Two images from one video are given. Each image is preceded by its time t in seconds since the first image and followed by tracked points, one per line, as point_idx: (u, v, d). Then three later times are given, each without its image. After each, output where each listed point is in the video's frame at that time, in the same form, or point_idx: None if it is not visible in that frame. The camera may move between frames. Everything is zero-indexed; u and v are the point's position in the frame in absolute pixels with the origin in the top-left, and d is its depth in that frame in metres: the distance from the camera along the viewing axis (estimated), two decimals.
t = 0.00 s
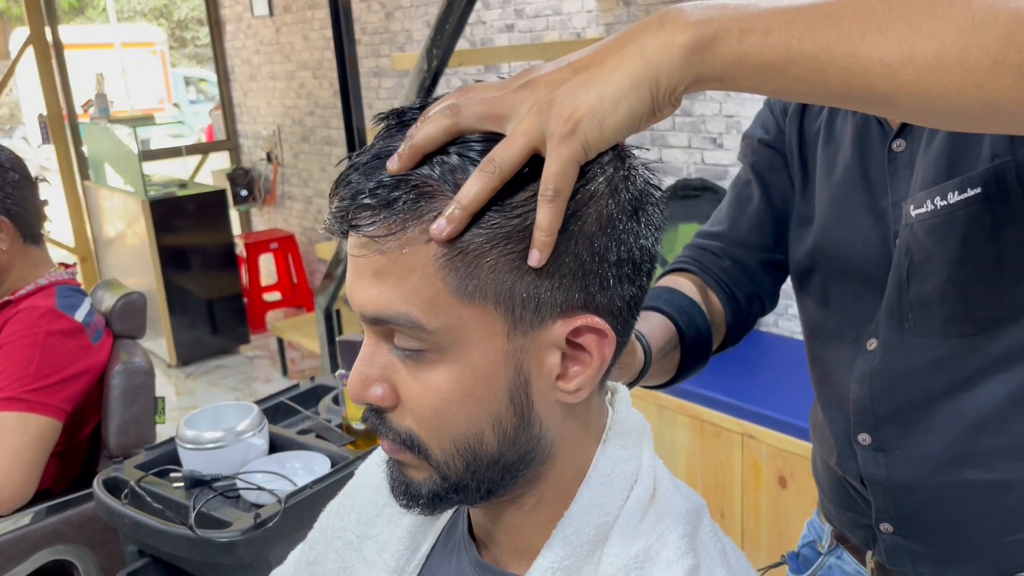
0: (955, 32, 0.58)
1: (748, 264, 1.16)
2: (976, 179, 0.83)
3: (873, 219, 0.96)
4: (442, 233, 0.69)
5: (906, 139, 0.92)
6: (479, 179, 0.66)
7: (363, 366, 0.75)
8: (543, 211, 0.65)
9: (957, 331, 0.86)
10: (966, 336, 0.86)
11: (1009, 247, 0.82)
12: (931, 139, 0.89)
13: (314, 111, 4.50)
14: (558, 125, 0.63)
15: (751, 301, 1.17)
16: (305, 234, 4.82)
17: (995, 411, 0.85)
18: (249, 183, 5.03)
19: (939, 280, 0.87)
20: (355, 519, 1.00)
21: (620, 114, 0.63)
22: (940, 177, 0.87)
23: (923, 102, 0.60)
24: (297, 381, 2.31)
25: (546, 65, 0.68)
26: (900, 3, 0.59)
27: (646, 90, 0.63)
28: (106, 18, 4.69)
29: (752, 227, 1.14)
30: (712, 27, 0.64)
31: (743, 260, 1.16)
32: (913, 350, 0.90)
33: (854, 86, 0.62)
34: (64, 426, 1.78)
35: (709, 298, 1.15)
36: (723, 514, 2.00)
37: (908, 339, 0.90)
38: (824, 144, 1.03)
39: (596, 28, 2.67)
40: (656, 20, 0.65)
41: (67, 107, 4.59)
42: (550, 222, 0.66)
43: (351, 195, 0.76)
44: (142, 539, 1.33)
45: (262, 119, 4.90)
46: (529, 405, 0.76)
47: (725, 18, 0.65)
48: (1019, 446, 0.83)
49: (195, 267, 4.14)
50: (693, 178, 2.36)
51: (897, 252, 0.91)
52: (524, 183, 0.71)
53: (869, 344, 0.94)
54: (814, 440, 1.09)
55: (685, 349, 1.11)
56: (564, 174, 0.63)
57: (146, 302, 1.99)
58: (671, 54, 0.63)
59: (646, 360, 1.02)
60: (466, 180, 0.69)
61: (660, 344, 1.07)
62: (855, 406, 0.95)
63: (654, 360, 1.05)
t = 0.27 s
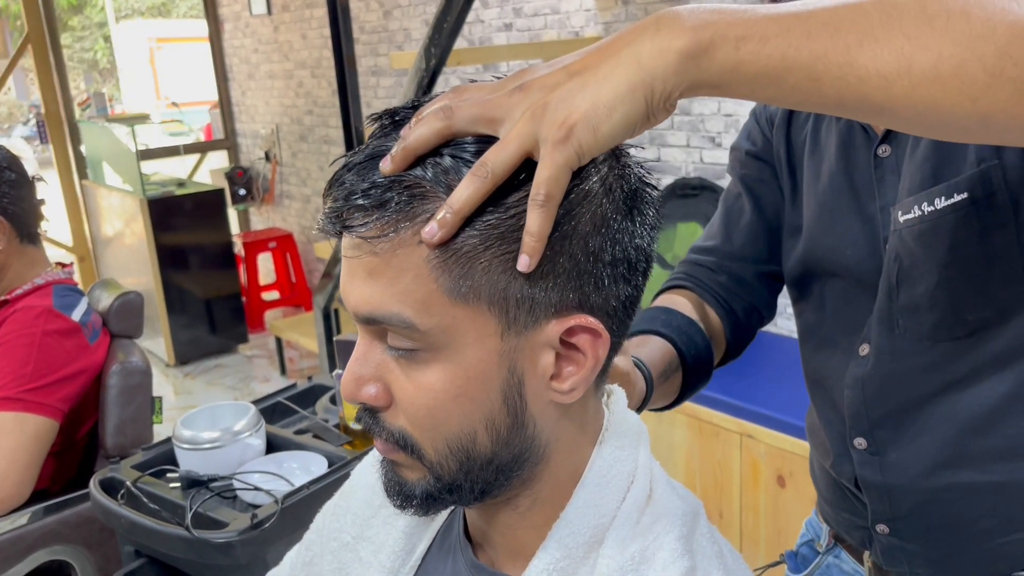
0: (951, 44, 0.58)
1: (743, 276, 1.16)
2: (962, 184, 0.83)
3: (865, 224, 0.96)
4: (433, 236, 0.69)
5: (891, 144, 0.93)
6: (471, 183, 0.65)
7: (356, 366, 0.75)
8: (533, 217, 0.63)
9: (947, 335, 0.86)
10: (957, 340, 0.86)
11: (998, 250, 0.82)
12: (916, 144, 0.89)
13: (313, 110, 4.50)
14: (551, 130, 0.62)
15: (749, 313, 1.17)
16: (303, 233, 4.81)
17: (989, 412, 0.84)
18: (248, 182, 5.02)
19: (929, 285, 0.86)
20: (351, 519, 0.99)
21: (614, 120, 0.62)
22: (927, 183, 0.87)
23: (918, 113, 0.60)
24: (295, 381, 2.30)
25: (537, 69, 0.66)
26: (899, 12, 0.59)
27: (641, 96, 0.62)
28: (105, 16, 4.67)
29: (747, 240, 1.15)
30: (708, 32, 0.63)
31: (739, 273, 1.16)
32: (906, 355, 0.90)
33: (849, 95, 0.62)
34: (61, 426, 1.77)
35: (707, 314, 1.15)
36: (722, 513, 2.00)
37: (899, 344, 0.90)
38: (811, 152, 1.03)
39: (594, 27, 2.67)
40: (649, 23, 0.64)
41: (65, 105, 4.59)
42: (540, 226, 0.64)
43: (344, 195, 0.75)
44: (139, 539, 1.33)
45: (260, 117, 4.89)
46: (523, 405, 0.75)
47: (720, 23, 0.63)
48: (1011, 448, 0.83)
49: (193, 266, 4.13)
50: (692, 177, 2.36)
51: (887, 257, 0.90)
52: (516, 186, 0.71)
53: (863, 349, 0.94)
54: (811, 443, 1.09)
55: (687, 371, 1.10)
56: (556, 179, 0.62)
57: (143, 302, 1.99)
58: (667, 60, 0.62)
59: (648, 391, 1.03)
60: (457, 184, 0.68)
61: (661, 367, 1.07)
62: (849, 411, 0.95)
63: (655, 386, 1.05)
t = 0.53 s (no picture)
0: (944, 54, 0.58)
1: (739, 283, 1.16)
2: (953, 188, 0.84)
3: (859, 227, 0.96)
4: (426, 241, 0.68)
5: (879, 149, 0.94)
6: (464, 187, 0.65)
7: (353, 367, 0.75)
8: (523, 219, 0.64)
9: (942, 337, 0.87)
10: (952, 343, 0.86)
11: (990, 254, 0.83)
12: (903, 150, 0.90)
13: (311, 109, 4.50)
14: (545, 134, 0.62)
15: (746, 318, 1.17)
16: (302, 232, 4.81)
17: (984, 414, 0.85)
18: (247, 181, 5.01)
19: (922, 289, 0.87)
20: (349, 517, 0.99)
21: (608, 123, 0.62)
22: (917, 188, 0.88)
23: (909, 123, 0.61)
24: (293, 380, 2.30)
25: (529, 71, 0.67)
26: (894, 20, 0.59)
27: (634, 99, 0.62)
28: (104, 16, 4.68)
29: (744, 246, 1.16)
30: (702, 38, 0.63)
31: (736, 279, 1.16)
32: (902, 358, 0.90)
33: (842, 102, 0.62)
34: (59, 425, 1.77)
35: (705, 321, 1.15)
36: (721, 512, 2.00)
37: (894, 348, 0.91)
38: (801, 158, 1.04)
39: (592, 25, 2.67)
40: (640, 24, 0.64)
41: (62, 104, 4.58)
42: (530, 229, 0.64)
43: (337, 199, 0.74)
44: (137, 539, 1.33)
45: (259, 116, 4.89)
46: (521, 404, 0.75)
47: (715, 28, 0.63)
48: (1009, 449, 0.84)
49: (192, 265, 4.13)
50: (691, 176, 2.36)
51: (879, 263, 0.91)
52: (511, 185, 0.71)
53: (858, 354, 0.95)
54: (810, 446, 1.09)
55: (688, 382, 1.10)
56: (549, 182, 0.62)
57: (141, 301, 1.98)
58: (661, 64, 0.62)
59: (652, 405, 1.02)
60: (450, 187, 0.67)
61: (662, 379, 1.07)
62: (847, 415, 0.96)
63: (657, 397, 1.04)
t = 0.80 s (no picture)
0: (940, 68, 0.57)
1: (734, 284, 1.17)
2: (940, 191, 0.84)
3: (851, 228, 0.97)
4: (423, 245, 0.68)
5: (868, 150, 0.94)
6: (456, 187, 0.63)
7: (348, 367, 0.75)
8: (511, 216, 0.62)
9: (931, 339, 0.87)
10: (941, 344, 0.86)
11: (976, 254, 0.83)
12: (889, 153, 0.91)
13: (310, 108, 4.49)
14: (541, 133, 0.61)
15: (740, 317, 1.18)
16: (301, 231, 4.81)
17: (975, 413, 0.86)
18: (246, 180, 4.98)
19: (911, 292, 0.87)
20: (346, 515, 0.99)
21: (603, 125, 0.61)
22: (905, 191, 0.88)
23: (900, 134, 0.61)
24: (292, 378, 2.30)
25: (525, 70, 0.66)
26: (894, 29, 0.59)
27: (630, 101, 0.62)
28: (102, 14, 4.66)
29: (738, 248, 1.16)
30: (698, 42, 0.62)
31: (730, 280, 1.17)
32: (892, 359, 0.90)
33: (834, 109, 0.61)
34: (57, 423, 1.77)
35: (700, 322, 1.15)
36: (720, 511, 1.99)
37: (883, 349, 0.91)
38: (792, 159, 1.04)
39: (591, 23, 2.67)
40: (640, 24, 0.63)
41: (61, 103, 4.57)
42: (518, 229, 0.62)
43: (332, 200, 0.74)
44: (135, 537, 1.33)
45: (258, 115, 4.90)
46: (518, 403, 0.75)
47: (713, 30, 0.63)
48: (1000, 447, 0.84)
49: (190, 264, 4.12)
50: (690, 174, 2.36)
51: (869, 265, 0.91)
52: (505, 184, 0.70)
53: (849, 355, 0.95)
54: (801, 446, 1.11)
55: (685, 385, 1.10)
56: (541, 181, 0.61)
57: (139, 300, 1.97)
58: (656, 67, 0.62)
59: (652, 408, 1.01)
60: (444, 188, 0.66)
61: (660, 381, 1.06)
62: (838, 416, 0.96)
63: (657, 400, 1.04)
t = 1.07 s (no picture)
0: (930, 78, 0.57)
1: (725, 284, 1.17)
2: (925, 193, 0.84)
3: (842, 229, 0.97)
4: (409, 247, 0.68)
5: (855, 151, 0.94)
6: (445, 192, 0.63)
7: (343, 368, 0.74)
8: (500, 223, 0.62)
9: (919, 339, 0.86)
10: (929, 344, 0.86)
11: (965, 255, 0.82)
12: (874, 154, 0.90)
13: (309, 107, 4.50)
14: (528, 139, 0.61)
15: (731, 316, 1.19)
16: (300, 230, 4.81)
17: (964, 411, 0.85)
18: (245, 179, 4.93)
19: (898, 293, 0.87)
20: (344, 514, 0.99)
21: (592, 132, 0.61)
22: (891, 191, 0.88)
23: (889, 145, 0.60)
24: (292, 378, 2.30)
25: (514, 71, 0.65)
26: (884, 39, 0.58)
27: (619, 107, 0.61)
28: (101, 13, 4.65)
29: (728, 249, 1.17)
30: (688, 50, 0.61)
31: (722, 280, 1.17)
32: (879, 360, 0.90)
33: (825, 119, 0.61)
34: (56, 422, 1.77)
35: (693, 323, 1.16)
36: (719, 510, 1.99)
37: (871, 350, 0.91)
38: (780, 159, 1.05)
39: (590, 23, 2.67)
40: (631, 28, 0.62)
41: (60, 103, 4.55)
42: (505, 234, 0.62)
43: (323, 200, 0.74)
44: (133, 536, 1.33)
45: (257, 114, 4.91)
46: (513, 401, 0.75)
47: (704, 38, 0.62)
48: (989, 446, 0.84)
49: (189, 263, 4.12)
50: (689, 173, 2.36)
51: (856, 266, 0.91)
52: (496, 185, 0.70)
53: (837, 355, 0.95)
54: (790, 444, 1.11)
55: (680, 383, 1.10)
56: (529, 187, 0.61)
57: (139, 298, 1.97)
58: (648, 74, 0.61)
59: (651, 410, 1.01)
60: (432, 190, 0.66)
61: (656, 383, 1.06)
62: (828, 416, 0.97)
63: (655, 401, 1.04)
